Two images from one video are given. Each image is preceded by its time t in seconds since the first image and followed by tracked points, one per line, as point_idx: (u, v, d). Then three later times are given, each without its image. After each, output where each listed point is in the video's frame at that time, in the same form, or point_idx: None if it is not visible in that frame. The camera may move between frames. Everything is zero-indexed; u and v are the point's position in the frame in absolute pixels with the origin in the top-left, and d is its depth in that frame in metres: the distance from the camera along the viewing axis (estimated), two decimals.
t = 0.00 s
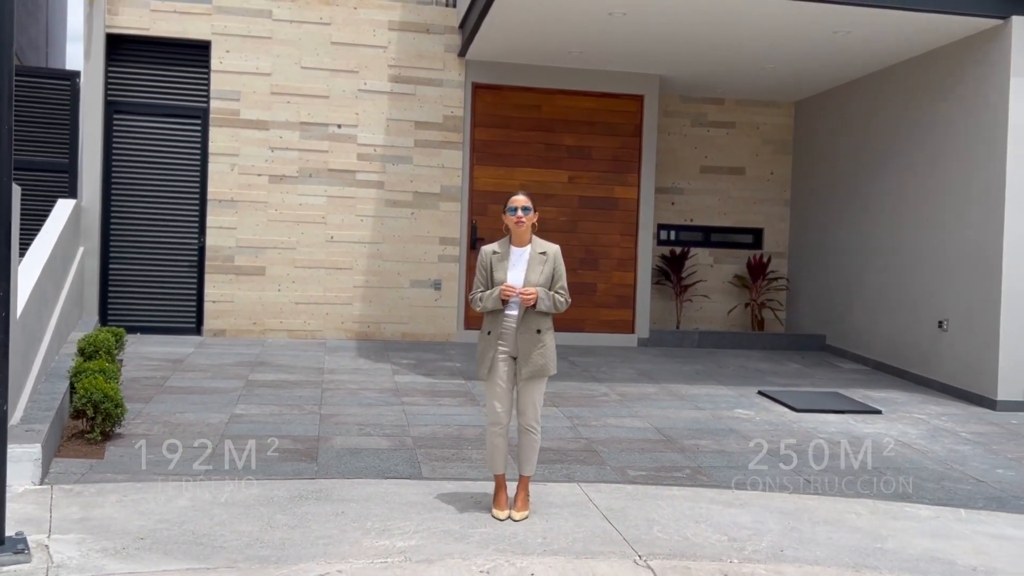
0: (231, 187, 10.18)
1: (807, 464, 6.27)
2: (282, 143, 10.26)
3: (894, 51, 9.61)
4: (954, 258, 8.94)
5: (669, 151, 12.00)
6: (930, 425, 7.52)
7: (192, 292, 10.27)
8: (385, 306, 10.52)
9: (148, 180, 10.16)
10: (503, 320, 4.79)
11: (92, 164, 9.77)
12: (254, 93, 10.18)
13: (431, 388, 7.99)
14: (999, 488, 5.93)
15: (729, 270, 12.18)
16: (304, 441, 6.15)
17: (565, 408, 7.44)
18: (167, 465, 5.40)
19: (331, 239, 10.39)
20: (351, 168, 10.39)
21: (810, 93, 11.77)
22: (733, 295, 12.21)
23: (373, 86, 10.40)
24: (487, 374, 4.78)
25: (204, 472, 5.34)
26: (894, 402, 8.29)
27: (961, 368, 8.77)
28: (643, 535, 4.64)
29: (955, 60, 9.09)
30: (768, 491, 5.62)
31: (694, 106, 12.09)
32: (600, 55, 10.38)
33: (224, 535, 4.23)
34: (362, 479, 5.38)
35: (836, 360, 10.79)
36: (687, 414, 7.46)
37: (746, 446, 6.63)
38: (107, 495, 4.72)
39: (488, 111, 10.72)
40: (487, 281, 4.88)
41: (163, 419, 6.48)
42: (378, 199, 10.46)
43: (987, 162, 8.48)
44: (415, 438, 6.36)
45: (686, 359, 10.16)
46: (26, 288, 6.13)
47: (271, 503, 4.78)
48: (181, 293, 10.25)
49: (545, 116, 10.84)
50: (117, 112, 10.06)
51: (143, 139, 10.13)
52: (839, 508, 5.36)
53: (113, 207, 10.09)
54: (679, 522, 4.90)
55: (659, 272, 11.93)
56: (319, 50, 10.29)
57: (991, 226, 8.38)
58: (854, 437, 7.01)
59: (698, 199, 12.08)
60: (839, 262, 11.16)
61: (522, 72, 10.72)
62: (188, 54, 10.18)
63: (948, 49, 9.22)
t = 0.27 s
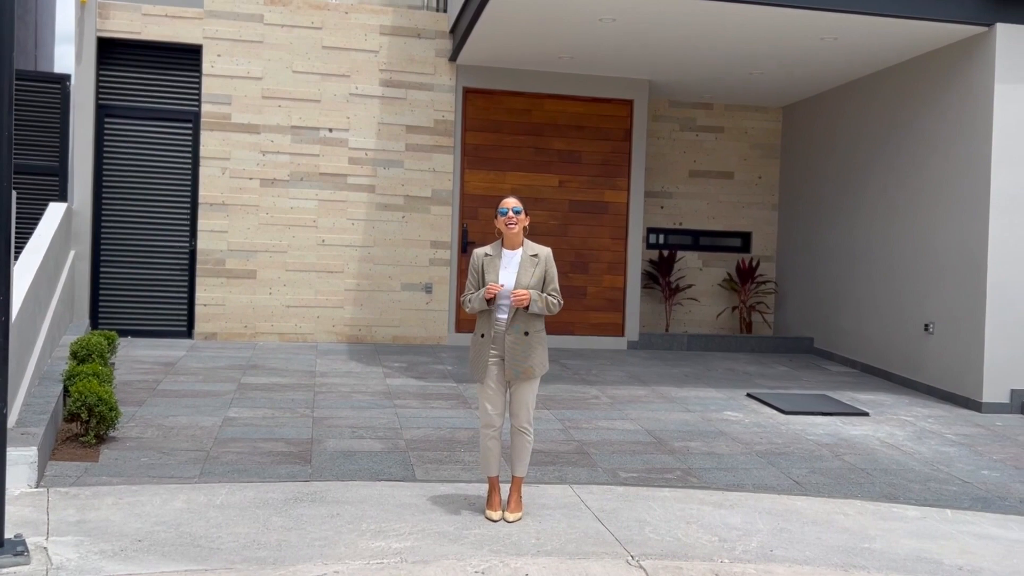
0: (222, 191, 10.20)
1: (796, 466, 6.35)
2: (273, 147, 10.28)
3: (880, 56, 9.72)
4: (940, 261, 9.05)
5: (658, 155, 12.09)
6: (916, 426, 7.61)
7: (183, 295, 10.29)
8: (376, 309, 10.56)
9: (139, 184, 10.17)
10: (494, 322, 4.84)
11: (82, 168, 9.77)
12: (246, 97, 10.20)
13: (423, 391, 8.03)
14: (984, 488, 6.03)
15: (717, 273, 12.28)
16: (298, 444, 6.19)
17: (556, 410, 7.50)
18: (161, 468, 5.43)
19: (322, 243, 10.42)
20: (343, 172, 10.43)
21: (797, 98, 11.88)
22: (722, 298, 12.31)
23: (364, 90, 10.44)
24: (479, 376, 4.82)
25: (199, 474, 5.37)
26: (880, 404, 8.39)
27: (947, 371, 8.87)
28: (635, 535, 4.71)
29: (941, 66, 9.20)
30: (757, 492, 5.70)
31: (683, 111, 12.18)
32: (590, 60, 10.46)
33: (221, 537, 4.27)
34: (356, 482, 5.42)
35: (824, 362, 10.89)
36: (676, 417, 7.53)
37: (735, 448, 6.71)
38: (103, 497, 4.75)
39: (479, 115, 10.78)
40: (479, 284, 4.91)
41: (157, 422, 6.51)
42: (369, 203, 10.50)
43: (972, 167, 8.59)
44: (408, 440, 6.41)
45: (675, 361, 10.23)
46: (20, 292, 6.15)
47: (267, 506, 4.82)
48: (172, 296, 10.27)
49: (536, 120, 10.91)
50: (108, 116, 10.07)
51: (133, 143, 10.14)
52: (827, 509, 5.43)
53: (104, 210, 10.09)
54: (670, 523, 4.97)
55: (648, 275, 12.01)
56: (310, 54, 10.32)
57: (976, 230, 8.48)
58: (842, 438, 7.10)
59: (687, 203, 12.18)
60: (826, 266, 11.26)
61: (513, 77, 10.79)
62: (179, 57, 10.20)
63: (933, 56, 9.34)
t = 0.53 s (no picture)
0: (215, 194, 10.24)
1: (785, 466, 6.44)
2: (265, 150, 10.32)
3: (867, 62, 9.84)
4: (927, 265, 9.17)
5: (648, 159, 12.19)
6: (903, 427, 7.72)
7: (176, 298, 10.31)
8: (368, 312, 10.61)
9: (132, 186, 10.19)
10: (491, 325, 4.91)
11: (75, 171, 9.78)
12: (238, 101, 10.24)
13: (416, 393, 8.09)
14: (970, 488, 6.13)
15: (707, 276, 12.38)
16: (293, 445, 6.24)
17: (549, 412, 7.58)
18: (159, 469, 5.48)
19: (315, 245, 10.47)
20: (335, 175, 10.48)
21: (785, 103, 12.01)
22: (711, 301, 12.41)
23: (356, 94, 10.50)
24: (475, 378, 4.88)
25: (196, 475, 5.42)
26: (868, 405, 8.50)
27: (934, 373, 8.98)
28: (629, 534, 4.78)
29: (927, 73, 9.32)
30: (748, 492, 5.78)
31: (672, 115, 12.29)
32: (580, 65, 10.55)
33: (221, 537, 4.32)
34: (352, 483, 5.48)
35: (812, 364, 11.01)
36: (667, 418, 7.62)
37: (726, 449, 6.79)
38: (103, 498, 4.80)
39: (470, 119, 10.86)
40: (476, 286, 5.00)
41: (152, 424, 6.54)
42: (361, 206, 10.55)
43: (958, 172, 8.71)
44: (403, 441, 6.47)
45: (665, 363, 10.33)
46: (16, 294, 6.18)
47: (265, 506, 4.88)
48: (164, 299, 10.29)
49: (527, 124, 10.99)
50: (100, 119, 10.09)
51: (126, 146, 10.16)
52: (817, 508, 5.52)
53: (96, 213, 10.11)
54: (663, 522, 5.04)
55: (639, 278, 12.11)
56: (303, 57, 10.37)
57: (962, 235, 8.60)
58: (830, 439, 7.20)
59: (676, 207, 12.28)
60: (815, 269, 11.37)
61: (504, 81, 10.87)
62: (172, 61, 10.23)
63: (920, 62, 9.46)
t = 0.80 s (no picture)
0: (208, 197, 10.27)
1: (776, 467, 6.53)
2: (258, 154, 10.36)
3: (855, 68, 9.97)
4: (914, 269, 9.28)
5: (639, 163, 12.29)
6: (891, 429, 7.83)
7: (168, 300, 10.34)
8: (361, 315, 10.66)
9: (125, 190, 10.21)
10: (488, 327, 4.95)
11: (68, 174, 9.80)
12: (231, 105, 10.28)
13: (409, 395, 8.15)
14: (957, 488, 6.24)
15: (696, 279, 12.49)
16: (289, 447, 6.29)
17: (542, 414, 7.65)
18: (157, 472, 5.52)
19: (307, 248, 10.51)
20: (328, 178, 10.53)
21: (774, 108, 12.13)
22: (700, 303, 12.52)
23: (349, 98, 10.55)
24: (472, 380, 4.94)
25: (194, 477, 5.47)
26: (857, 407, 8.61)
27: (921, 376, 9.09)
28: (624, 534, 4.85)
29: (915, 78, 9.44)
30: (739, 493, 5.86)
31: (662, 119, 12.40)
32: (572, 70, 10.63)
33: (222, 538, 4.37)
34: (348, 484, 5.53)
35: (801, 367, 11.12)
36: (659, 420, 7.70)
37: (717, 450, 6.88)
38: (102, 500, 4.84)
39: (463, 123, 10.92)
40: (474, 290, 5.05)
41: (149, 426, 6.58)
42: (354, 210, 10.60)
43: (945, 177, 8.82)
44: (398, 443, 6.53)
45: (656, 366, 10.41)
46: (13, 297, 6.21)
47: (264, 507, 4.93)
48: (157, 302, 10.32)
49: (519, 128, 11.07)
50: (93, 122, 10.11)
51: (119, 149, 10.18)
52: (807, 508, 5.60)
53: (89, 216, 10.12)
54: (657, 522, 5.12)
55: (629, 281, 12.19)
56: (296, 61, 10.42)
57: (949, 239, 8.71)
58: (820, 440, 7.30)
59: (667, 210, 12.38)
60: (804, 272, 11.48)
61: (496, 85, 10.95)
62: (166, 65, 10.27)
63: (907, 68, 9.58)
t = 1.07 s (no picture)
0: (201, 200, 10.29)
1: (767, 468, 6.62)
2: (251, 157, 10.39)
3: (843, 73, 10.08)
4: (902, 272, 9.39)
5: (629, 167, 12.38)
6: (879, 430, 7.94)
7: (161, 303, 10.36)
8: (353, 317, 10.71)
9: (117, 193, 10.23)
10: (485, 329, 5.03)
11: (61, 177, 9.81)
12: (224, 108, 10.31)
13: (403, 398, 8.20)
14: (945, 488, 6.34)
15: (686, 282, 12.59)
16: (285, 449, 6.34)
17: (535, 416, 7.72)
18: (154, 474, 5.56)
19: (300, 251, 10.55)
20: (320, 182, 10.57)
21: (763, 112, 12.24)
22: (690, 306, 12.62)
23: (342, 102, 10.60)
24: (469, 382, 4.99)
25: (191, 479, 5.51)
26: (845, 408, 8.71)
27: (909, 378, 9.20)
28: (618, 534, 4.93)
29: (902, 84, 9.56)
30: (731, 493, 5.95)
31: (652, 123, 12.49)
32: (564, 74, 10.71)
33: (222, 539, 4.41)
34: (345, 486, 5.58)
35: (790, 369, 11.23)
36: (651, 421, 7.78)
37: (708, 451, 6.97)
38: (101, 501, 4.88)
39: (455, 127, 10.98)
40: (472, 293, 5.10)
41: (144, 428, 6.61)
42: (347, 213, 10.65)
43: (932, 181, 8.93)
44: (393, 445, 6.58)
45: (646, 368, 10.50)
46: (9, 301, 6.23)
47: (262, 509, 4.97)
48: (149, 304, 10.34)
49: (511, 132, 11.14)
50: (86, 125, 10.13)
51: (111, 152, 10.20)
52: (798, 508, 5.69)
53: (81, 219, 10.14)
54: (650, 522, 5.20)
55: (620, 284, 12.28)
56: (289, 65, 10.46)
57: (936, 243, 8.83)
58: (809, 441, 7.39)
59: (656, 214, 12.47)
60: (793, 275, 11.59)
61: (488, 90, 11.02)
62: (158, 68, 10.29)
63: (895, 74, 9.70)
